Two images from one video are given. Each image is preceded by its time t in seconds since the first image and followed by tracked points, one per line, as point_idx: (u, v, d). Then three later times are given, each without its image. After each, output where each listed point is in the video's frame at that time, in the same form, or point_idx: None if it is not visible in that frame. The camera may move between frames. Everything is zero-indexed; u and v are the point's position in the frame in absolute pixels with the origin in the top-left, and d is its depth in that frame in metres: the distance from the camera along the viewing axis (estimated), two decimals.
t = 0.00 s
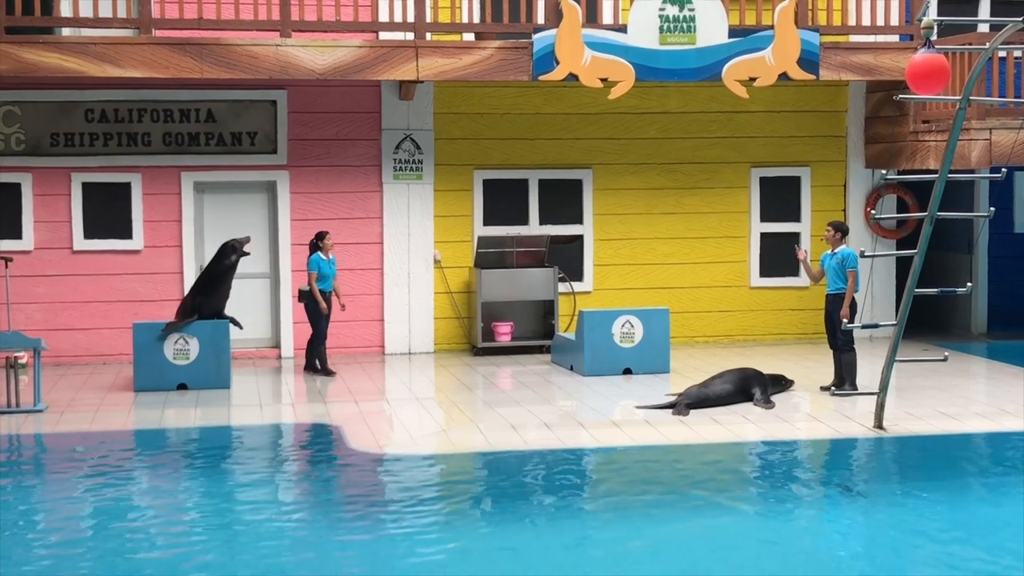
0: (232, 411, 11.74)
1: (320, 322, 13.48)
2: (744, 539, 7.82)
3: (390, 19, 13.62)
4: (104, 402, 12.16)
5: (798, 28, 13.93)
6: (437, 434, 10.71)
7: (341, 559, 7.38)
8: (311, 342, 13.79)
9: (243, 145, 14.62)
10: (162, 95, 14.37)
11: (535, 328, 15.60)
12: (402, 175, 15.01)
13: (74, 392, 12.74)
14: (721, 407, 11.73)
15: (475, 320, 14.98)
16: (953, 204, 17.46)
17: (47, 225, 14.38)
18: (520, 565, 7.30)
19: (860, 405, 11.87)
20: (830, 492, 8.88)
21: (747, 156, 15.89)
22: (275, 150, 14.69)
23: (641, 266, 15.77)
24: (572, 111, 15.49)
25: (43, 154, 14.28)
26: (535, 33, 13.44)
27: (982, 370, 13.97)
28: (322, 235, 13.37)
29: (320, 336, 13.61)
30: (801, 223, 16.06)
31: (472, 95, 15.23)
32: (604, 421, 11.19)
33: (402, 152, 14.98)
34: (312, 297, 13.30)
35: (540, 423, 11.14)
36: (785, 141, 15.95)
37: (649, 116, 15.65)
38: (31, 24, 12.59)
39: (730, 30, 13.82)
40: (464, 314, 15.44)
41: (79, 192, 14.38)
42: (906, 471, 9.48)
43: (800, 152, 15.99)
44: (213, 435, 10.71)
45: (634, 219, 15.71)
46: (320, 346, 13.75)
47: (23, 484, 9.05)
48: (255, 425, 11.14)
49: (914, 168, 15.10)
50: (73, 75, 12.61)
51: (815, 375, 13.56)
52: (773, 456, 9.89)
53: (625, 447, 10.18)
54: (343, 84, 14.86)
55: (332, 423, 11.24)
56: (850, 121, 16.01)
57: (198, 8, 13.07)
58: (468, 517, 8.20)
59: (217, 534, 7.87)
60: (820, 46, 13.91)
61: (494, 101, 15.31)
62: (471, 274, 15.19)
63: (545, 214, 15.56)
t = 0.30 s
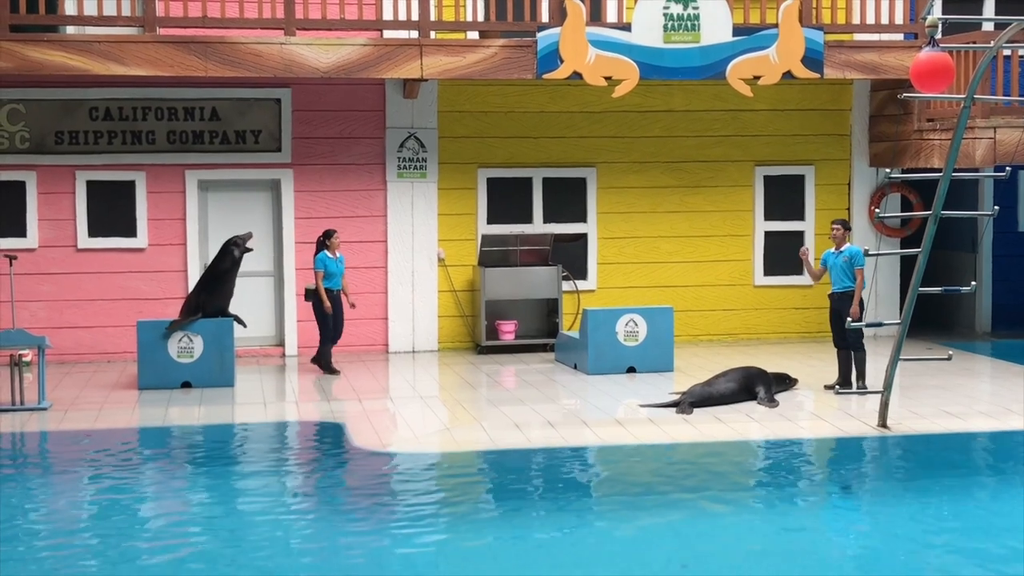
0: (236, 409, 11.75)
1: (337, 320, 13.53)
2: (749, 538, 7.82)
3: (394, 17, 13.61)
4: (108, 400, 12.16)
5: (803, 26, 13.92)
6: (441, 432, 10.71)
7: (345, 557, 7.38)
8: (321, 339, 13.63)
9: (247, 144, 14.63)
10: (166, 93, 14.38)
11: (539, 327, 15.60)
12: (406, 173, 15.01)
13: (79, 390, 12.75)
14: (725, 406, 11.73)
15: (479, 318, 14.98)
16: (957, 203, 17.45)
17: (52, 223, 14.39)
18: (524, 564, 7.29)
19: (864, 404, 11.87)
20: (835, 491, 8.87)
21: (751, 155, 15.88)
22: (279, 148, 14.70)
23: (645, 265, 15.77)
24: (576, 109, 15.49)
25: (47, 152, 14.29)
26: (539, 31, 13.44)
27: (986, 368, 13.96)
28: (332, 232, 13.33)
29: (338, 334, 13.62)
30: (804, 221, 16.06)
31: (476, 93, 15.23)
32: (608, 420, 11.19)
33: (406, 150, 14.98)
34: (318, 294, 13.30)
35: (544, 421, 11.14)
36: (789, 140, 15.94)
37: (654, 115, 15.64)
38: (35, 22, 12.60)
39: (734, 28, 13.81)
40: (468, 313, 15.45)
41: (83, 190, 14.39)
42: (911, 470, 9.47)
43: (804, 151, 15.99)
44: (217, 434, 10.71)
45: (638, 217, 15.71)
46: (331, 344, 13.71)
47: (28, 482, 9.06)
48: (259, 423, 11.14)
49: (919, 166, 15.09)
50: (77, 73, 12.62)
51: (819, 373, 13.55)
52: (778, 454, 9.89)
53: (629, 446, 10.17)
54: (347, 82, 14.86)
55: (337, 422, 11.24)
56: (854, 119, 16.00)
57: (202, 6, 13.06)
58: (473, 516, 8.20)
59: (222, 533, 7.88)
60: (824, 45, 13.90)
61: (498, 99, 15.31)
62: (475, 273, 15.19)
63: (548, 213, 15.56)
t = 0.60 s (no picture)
0: (235, 411, 11.76)
1: (343, 325, 13.57)
2: (749, 539, 7.82)
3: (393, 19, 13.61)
4: (107, 403, 12.16)
5: (801, 28, 13.93)
6: (440, 434, 10.71)
7: (345, 559, 7.38)
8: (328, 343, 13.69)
9: (246, 146, 14.63)
10: (165, 95, 14.38)
11: (538, 328, 15.61)
12: (405, 175, 15.01)
13: (78, 393, 12.75)
14: (724, 407, 11.72)
15: (478, 320, 14.98)
16: (955, 203, 17.47)
17: (50, 225, 14.39)
18: (524, 566, 7.29)
19: (862, 404, 11.88)
20: (835, 492, 8.88)
21: (749, 156, 15.89)
22: (277, 150, 14.70)
23: (644, 266, 15.77)
24: (575, 110, 15.49)
25: (45, 155, 14.29)
26: (538, 33, 13.44)
27: (985, 369, 13.98)
28: (335, 235, 13.31)
29: (342, 336, 13.65)
30: (803, 222, 16.06)
31: (474, 95, 15.23)
32: (607, 421, 11.19)
33: (404, 152, 14.98)
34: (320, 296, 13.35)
35: (543, 423, 11.14)
36: (788, 141, 15.94)
37: (653, 116, 15.65)
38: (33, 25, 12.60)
39: (732, 30, 13.82)
40: (467, 314, 15.45)
41: (82, 193, 14.39)
42: (910, 471, 9.48)
43: (803, 152, 15.99)
44: (217, 436, 10.71)
45: (636, 219, 15.71)
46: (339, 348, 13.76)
47: (28, 485, 9.05)
48: (258, 425, 11.13)
49: (917, 167, 15.10)
50: (75, 75, 12.62)
51: (818, 374, 13.55)
52: (777, 456, 9.89)
53: (628, 448, 10.17)
54: (346, 84, 14.86)
55: (335, 424, 11.24)
56: (853, 120, 16.01)
57: (200, 8, 13.06)
58: (473, 518, 8.20)
59: (222, 535, 7.88)
60: (822, 46, 13.91)
61: (496, 101, 15.31)
62: (473, 274, 15.19)
63: (547, 214, 15.57)
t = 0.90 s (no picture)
0: (233, 413, 11.75)
1: (343, 326, 13.59)
2: (746, 541, 7.82)
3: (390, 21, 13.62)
4: (104, 406, 12.15)
5: (798, 30, 13.94)
6: (437, 437, 10.71)
7: (343, 561, 7.38)
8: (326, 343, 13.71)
9: (244, 148, 14.63)
10: (162, 98, 14.38)
11: (535, 331, 15.61)
12: (403, 177, 15.01)
13: (76, 395, 12.75)
14: (722, 409, 11.73)
15: (476, 322, 14.98)
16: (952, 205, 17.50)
17: (47, 228, 14.38)
18: (521, 568, 7.29)
19: (860, 406, 11.87)
20: (832, 494, 8.88)
21: (746, 158, 15.90)
22: (275, 153, 14.70)
23: (642, 268, 15.78)
24: (572, 113, 15.50)
25: (43, 157, 14.29)
26: (535, 35, 13.45)
27: (982, 371, 13.98)
28: (332, 236, 13.32)
29: (341, 339, 13.62)
30: (800, 224, 16.07)
31: (472, 98, 15.24)
32: (605, 423, 11.19)
33: (402, 154, 14.99)
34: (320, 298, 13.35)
35: (540, 425, 11.14)
36: (785, 143, 15.95)
37: (650, 118, 15.66)
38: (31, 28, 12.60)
39: (729, 32, 13.83)
40: (465, 317, 15.44)
41: (79, 195, 14.39)
42: (907, 473, 9.48)
43: (800, 154, 16.00)
44: (214, 439, 10.71)
45: (634, 221, 15.71)
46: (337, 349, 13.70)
47: (25, 487, 9.05)
48: (256, 428, 11.13)
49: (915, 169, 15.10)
50: (73, 78, 12.61)
51: (816, 376, 13.55)
52: (775, 458, 9.89)
53: (625, 450, 10.17)
54: (344, 87, 14.86)
55: (332, 426, 11.24)
56: (850, 122, 16.01)
57: (198, 11, 13.06)
58: (470, 520, 8.20)
59: (219, 537, 7.88)
60: (819, 48, 13.93)
61: (493, 104, 15.33)
62: (471, 277, 15.19)
63: (545, 217, 15.57)
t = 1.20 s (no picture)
0: (231, 414, 11.74)
1: (342, 329, 13.52)
2: (745, 542, 7.82)
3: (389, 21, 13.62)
4: (103, 406, 12.14)
5: (797, 31, 13.95)
6: (436, 437, 10.71)
7: (342, 561, 7.38)
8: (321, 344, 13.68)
9: (242, 149, 14.63)
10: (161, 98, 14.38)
11: (534, 332, 15.60)
12: (401, 178, 15.02)
13: (74, 396, 12.73)
14: (721, 410, 11.73)
15: (474, 323, 14.98)
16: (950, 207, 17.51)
17: (46, 228, 14.37)
18: (520, 569, 7.29)
19: (858, 408, 11.87)
20: (830, 495, 8.87)
21: (745, 159, 15.90)
22: (273, 153, 14.69)
23: (640, 269, 15.78)
24: (571, 113, 15.51)
25: (41, 157, 14.28)
26: (534, 36, 13.44)
27: (980, 372, 13.98)
28: (333, 237, 13.30)
29: (340, 341, 13.59)
30: (799, 225, 16.07)
31: (471, 98, 15.25)
32: (603, 424, 11.19)
33: (401, 155, 14.99)
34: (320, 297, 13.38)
35: (539, 426, 11.14)
36: (784, 144, 15.96)
37: (648, 119, 15.66)
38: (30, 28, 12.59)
39: (728, 33, 13.83)
40: (463, 318, 15.43)
41: (78, 196, 14.38)
42: (905, 475, 9.48)
43: (799, 155, 16.01)
44: (212, 439, 10.70)
45: (632, 222, 15.72)
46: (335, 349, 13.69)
47: (24, 488, 9.04)
48: (254, 429, 11.12)
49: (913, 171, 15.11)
50: (71, 78, 12.60)
51: (815, 378, 13.55)
52: (773, 459, 9.89)
53: (623, 451, 10.17)
54: (342, 87, 14.86)
55: (331, 427, 11.23)
56: (849, 123, 16.02)
57: (196, 11, 13.06)
58: (469, 521, 8.20)
59: (218, 537, 7.87)
60: (818, 50, 13.94)
61: (492, 104, 15.33)
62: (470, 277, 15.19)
63: (543, 217, 15.57)
